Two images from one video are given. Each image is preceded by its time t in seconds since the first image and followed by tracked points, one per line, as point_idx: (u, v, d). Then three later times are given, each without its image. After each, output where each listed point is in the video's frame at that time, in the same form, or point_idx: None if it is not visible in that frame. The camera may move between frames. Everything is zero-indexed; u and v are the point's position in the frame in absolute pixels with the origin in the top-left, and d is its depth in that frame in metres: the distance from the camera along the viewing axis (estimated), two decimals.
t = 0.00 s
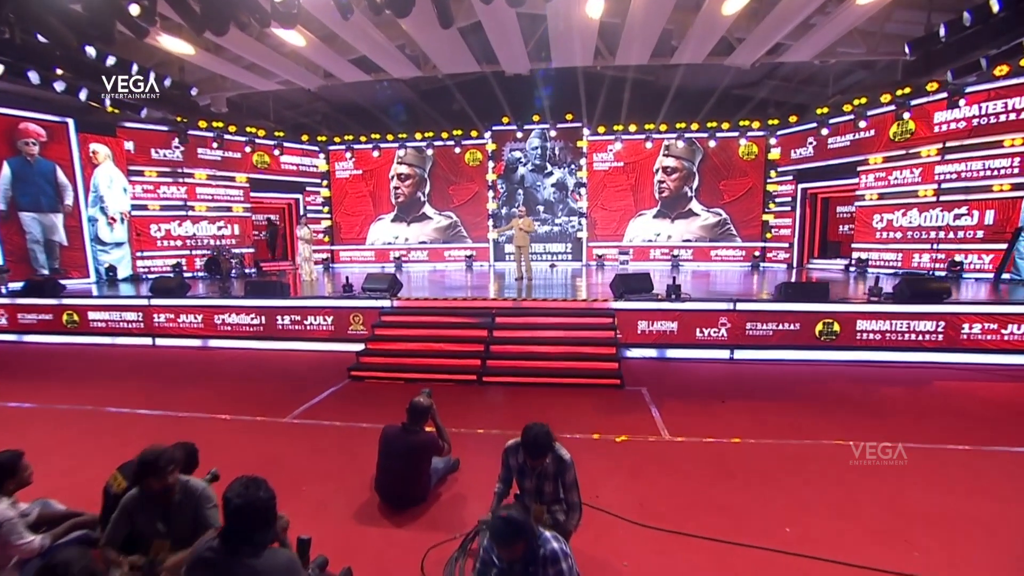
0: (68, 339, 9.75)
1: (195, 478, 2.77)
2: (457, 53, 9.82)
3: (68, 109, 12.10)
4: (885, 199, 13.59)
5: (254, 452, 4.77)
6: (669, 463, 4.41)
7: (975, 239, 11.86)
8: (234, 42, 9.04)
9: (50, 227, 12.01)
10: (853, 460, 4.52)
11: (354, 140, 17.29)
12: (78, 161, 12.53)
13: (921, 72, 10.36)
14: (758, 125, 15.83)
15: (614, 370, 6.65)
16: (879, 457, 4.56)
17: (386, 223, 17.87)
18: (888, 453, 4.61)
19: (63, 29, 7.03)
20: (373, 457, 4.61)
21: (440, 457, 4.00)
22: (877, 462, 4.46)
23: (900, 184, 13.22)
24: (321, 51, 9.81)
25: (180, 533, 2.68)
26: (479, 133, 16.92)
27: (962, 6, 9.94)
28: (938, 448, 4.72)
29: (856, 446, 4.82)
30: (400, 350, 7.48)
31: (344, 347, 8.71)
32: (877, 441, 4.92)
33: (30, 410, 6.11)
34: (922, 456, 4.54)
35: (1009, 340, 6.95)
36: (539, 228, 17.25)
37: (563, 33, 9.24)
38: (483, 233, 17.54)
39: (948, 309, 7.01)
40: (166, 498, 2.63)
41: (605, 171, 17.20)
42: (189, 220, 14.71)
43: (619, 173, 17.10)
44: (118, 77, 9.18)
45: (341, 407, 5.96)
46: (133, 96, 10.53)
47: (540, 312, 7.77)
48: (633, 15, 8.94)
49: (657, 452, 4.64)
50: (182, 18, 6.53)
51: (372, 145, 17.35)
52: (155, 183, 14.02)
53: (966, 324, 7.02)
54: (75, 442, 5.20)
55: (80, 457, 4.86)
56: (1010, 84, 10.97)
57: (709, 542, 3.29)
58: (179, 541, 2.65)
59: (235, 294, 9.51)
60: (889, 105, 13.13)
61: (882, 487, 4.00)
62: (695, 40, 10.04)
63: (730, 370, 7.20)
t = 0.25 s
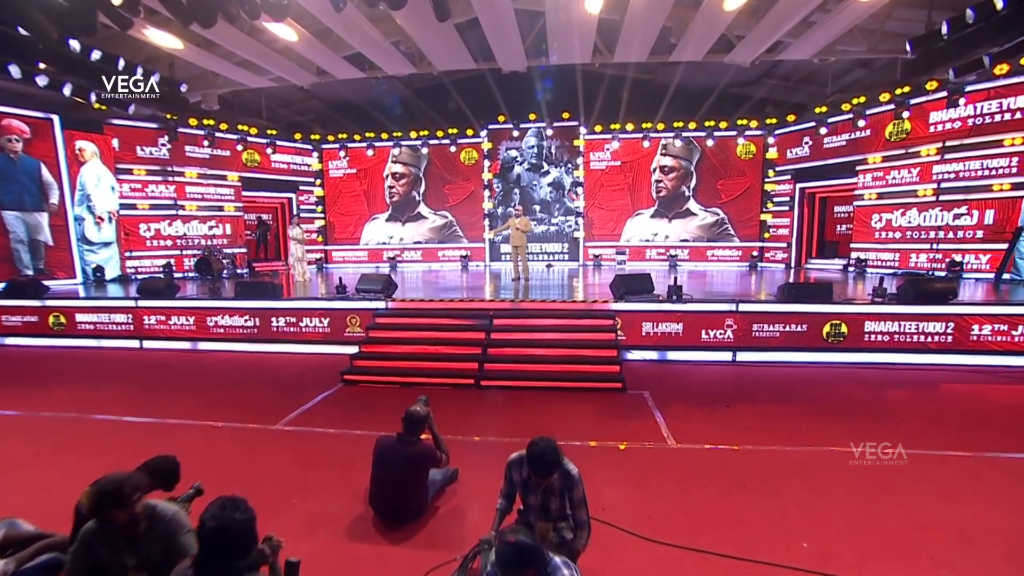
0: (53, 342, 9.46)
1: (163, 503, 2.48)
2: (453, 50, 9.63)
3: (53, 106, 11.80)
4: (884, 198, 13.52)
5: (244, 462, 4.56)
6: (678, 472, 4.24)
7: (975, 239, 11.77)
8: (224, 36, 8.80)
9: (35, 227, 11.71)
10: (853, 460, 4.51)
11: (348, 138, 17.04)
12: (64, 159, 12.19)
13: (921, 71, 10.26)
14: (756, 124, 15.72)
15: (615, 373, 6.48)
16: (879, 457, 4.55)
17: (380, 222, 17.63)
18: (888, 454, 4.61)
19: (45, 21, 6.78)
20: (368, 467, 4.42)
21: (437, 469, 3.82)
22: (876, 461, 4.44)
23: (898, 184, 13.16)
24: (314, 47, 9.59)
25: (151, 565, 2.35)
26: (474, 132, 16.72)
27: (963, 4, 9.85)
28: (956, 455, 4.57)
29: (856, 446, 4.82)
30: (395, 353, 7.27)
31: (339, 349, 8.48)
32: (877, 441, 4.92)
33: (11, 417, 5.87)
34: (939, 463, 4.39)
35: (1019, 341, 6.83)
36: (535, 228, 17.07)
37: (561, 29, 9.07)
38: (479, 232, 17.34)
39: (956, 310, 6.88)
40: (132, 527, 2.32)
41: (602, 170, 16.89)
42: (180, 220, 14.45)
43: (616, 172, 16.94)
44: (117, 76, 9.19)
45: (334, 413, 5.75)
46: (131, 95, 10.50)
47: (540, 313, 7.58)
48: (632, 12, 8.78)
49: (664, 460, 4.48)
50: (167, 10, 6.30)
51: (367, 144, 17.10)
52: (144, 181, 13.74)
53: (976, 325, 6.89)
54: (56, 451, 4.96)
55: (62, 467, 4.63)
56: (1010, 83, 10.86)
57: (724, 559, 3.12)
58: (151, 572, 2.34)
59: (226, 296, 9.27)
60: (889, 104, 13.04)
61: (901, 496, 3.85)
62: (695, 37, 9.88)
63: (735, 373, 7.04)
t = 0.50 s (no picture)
0: (38, 345, 9.18)
1: (124, 530, 2.13)
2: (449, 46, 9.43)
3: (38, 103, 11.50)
4: (883, 198, 13.44)
5: (233, 473, 4.35)
6: (688, 483, 4.07)
7: (975, 238, 11.68)
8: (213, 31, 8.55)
9: (19, 227, 11.40)
10: (853, 460, 4.55)
11: (341, 137, 16.80)
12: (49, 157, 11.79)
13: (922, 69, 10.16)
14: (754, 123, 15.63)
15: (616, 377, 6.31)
16: (879, 457, 4.58)
17: (375, 222, 17.40)
18: (888, 454, 4.63)
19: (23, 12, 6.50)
20: (362, 479, 4.21)
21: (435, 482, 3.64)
22: (876, 461, 4.48)
23: (896, 183, 13.11)
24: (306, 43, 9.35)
25: None
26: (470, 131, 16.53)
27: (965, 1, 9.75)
28: (974, 462, 4.44)
29: (856, 446, 4.84)
30: (389, 357, 7.06)
31: (335, 353, 8.26)
32: (878, 441, 4.94)
33: None
34: (958, 472, 4.25)
35: None
36: (531, 228, 16.90)
37: (561, 25, 8.88)
38: (474, 232, 17.14)
39: (966, 311, 6.75)
40: (86, 563, 2.00)
41: (599, 169, 16.75)
42: (170, 219, 14.17)
43: (613, 172, 16.79)
44: (119, 76, 9.22)
45: (326, 420, 5.54)
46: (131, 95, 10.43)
47: (540, 315, 7.39)
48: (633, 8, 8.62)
49: (673, 470, 4.31)
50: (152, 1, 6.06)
51: (361, 143, 16.87)
52: (133, 180, 13.46)
53: (987, 326, 6.77)
54: (36, 462, 4.72)
55: (42, 479, 4.40)
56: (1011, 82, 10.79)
57: None
58: None
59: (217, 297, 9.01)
60: (888, 103, 12.96)
61: (921, 508, 3.70)
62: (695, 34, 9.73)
63: (740, 376, 6.88)
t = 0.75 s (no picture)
0: (22, 349, 8.91)
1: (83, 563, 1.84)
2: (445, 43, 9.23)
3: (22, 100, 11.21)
4: (882, 197, 13.36)
5: (221, 487, 4.12)
6: (700, 494, 3.90)
7: (975, 238, 11.59)
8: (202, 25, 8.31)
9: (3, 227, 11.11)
10: (853, 460, 4.53)
11: (335, 136, 16.56)
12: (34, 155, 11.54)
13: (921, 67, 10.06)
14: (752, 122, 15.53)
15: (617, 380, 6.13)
16: (879, 457, 4.56)
17: (369, 222, 17.17)
18: (887, 454, 4.62)
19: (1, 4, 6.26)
20: (356, 492, 4.01)
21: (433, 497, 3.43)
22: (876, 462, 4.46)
23: (894, 183, 13.04)
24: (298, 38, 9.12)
25: None
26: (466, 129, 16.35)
27: None
28: (994, 469, 4.30)
29: (855, 446, 4.82)
30: (384, 360, 6.85)
31: (330, 356, 8.04)
32: (877, 441, 4.92)
33: None
34: (978, 480, 4.11)
35: None
36: (528, 228, 16.72)
37: (560, 21, 8.70)
38: (470, 232, 16.93)
39: (977, 312, 6.61)
40: None
41: (596, 168, 16.59)
42: (160, 219, 13.91)
43: (611, 171, 16.63)
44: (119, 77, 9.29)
45: (318, 428, 5.33)
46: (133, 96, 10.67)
47: (541, 316, 7.21)
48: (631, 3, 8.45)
49: (683, 479, 4.14)
50: None
51: (355, 141, 16.64)
52: (121, 179, 13.18)
53: (998, 328, 6.64)
54: (14, 474, 4.49)
55: (19, 494, 4.15)
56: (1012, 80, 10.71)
57: None
58: None
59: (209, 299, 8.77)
60: (887, 101, 12.87)
61: (945, 519, 3.55)
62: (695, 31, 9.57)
63: (746, 379, 6.73)
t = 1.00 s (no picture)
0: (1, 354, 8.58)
1: None
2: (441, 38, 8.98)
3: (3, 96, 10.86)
4: (882, 197, 13.24)
5: (206, 504, 3.87)
6: (715, 509, 3.68)
7: (976, 238, 11.47)
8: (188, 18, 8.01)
9: None
10: (852, 459, 4.53)
11: (328, 134, 16.27)
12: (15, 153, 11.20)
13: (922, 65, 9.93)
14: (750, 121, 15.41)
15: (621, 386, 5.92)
16: (879, 457, 4.56)
17: (363, 222, 16.88)
18: (888, 453, 4.61)
19: None
20: (349, 510, 3.75)
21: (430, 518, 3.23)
22: (876, 462, 4.45)
23: (893, 182, 12.94)
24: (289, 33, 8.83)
25: None
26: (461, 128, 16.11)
27: None
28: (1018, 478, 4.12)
29: (855, 446, 4.80)
30: (375, 366, 6.59)
31: (325, 360, 7.78)
32: (877, 441, 4.91)
33: None
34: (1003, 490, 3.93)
35: None
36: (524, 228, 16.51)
37: (560, 16, 8.48)
38: (466, 232, 16.69)
39: (989, 313, 6.46)
40: None
41: (594, 168, 16.51)
42: (148, 219, 13.58)
43: (608, 170, 16.45)
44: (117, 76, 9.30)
45: (307, 438, 5.07)
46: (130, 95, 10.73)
47: (541, 319, 6.98)
48: None
49: (696, 493, 3.92)
50: None
51: (349, 140, 16.36)
52: (107, 178, 12.85)
53: (1012, 329, 6.48)
54: None
55: None
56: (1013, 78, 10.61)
57: None
58: None
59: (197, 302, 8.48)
60: (886, 100, 12.75)
61: (975, 535, 3.35)
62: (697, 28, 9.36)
63: (753, 383, 6.54)
